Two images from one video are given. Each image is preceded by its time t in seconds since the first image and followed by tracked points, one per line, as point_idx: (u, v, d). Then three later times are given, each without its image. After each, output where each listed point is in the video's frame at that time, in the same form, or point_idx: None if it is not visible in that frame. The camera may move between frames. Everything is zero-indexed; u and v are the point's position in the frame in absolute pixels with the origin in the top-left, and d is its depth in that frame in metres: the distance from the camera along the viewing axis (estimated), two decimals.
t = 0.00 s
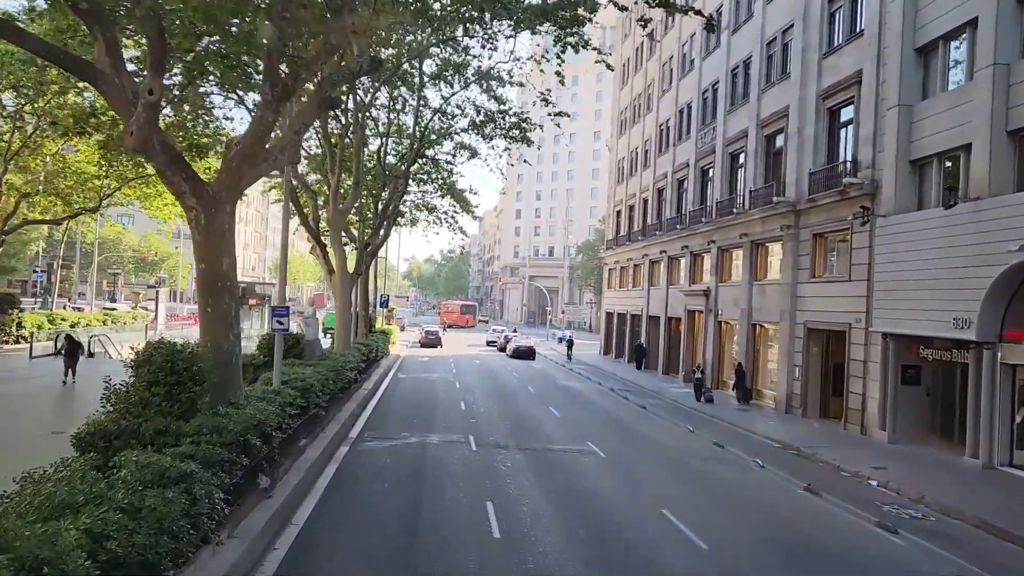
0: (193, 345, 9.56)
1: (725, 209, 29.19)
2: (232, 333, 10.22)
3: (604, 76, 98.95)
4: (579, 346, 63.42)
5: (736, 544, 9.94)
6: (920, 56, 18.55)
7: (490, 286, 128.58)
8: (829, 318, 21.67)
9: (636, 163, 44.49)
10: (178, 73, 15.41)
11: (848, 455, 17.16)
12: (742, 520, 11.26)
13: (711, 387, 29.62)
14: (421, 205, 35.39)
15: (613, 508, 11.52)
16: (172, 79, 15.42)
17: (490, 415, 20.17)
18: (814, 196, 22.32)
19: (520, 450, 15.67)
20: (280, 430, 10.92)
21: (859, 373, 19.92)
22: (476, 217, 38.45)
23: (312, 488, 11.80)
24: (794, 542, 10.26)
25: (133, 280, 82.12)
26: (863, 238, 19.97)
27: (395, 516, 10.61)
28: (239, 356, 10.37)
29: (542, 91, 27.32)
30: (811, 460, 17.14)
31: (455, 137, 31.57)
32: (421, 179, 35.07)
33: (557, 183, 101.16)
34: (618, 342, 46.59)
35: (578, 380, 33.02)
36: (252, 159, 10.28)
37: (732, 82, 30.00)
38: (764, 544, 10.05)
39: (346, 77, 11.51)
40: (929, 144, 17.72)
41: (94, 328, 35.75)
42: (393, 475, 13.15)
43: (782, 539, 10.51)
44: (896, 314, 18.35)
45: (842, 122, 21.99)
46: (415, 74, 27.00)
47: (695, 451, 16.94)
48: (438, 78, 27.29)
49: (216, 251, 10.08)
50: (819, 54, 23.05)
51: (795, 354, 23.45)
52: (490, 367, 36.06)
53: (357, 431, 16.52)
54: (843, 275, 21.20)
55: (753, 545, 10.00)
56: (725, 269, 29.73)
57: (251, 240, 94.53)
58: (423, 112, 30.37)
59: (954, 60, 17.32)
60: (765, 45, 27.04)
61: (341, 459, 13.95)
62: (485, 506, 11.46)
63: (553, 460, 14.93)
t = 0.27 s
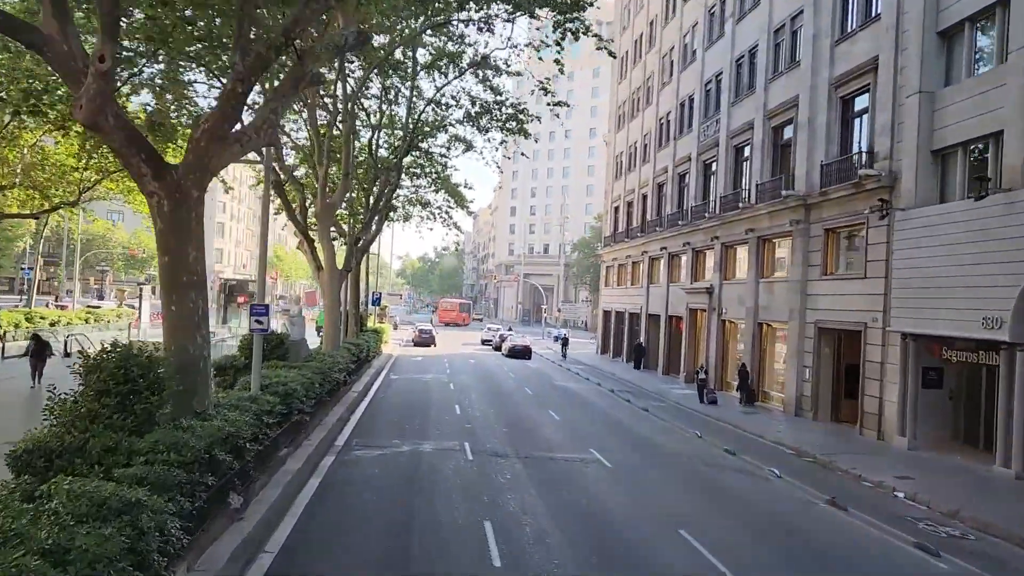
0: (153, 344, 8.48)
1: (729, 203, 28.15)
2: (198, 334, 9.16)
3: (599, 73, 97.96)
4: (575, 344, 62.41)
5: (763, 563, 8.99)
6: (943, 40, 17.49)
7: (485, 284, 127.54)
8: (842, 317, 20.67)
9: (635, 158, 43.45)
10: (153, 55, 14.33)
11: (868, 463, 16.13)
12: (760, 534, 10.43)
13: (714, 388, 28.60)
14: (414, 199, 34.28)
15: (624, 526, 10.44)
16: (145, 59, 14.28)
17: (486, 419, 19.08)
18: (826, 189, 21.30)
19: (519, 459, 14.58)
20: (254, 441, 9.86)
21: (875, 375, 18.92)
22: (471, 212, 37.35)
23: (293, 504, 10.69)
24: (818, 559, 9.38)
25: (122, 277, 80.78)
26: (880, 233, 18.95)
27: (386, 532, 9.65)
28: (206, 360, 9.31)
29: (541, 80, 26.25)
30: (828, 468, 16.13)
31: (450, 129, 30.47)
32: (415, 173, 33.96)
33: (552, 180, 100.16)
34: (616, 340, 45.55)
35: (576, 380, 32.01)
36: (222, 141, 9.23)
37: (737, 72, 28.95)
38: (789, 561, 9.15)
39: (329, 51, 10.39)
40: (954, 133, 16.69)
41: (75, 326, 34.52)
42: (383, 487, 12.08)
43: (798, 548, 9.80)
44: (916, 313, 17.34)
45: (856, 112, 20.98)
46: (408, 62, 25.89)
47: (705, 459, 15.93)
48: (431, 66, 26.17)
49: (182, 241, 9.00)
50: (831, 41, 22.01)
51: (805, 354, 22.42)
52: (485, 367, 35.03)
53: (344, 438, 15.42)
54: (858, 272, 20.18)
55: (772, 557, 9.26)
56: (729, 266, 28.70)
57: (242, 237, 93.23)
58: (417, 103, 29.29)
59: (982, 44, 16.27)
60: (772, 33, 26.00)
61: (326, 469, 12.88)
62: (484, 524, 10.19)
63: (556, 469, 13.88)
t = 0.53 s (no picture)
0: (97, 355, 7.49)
1: (734, 199, 27.05)
2: (153, 339, 8.08)
3: (594, 70, 97.09)
4: (570, 344, 61.32)
5: (763, 564, 8.77)
6: (969, 22, 16.41)
7: (478, 283, 126.42)
8: (858, 316, 19.59)
9: (633, 154, 42.34)
10: (120, 33, 13.21)
11: (894, 474, 15.01)
12: (759, 534, 10.17)
13: (718, 390, 27.51)
14: (406, 195, 33.10)
15: (641, 549, 9.26)
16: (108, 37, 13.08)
17: (482, 426, 17.90)
18: (840, 182, 20.21)
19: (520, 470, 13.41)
20: (221, 459, 8.74)
21: (895, 379, 17.85)
22: (465, 208, 36.18)
23: (270, 525, 9.50)
24: (815, 559, 9.12)
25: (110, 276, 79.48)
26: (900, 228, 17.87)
27: (369, 560, 8.44)
28: (163, 368, 8.23)
29: (538, 69, 25.12)
30: (851, 479, 14.99)
31: (442, 122, 29.31)
32: (407, 167, 32.79)
33: (546, 178, 99.17)
34: (614, 341, 44.46)
35: (575, 382, 30.90)
36: (180, 117, 8.16)
37: (741, 62, 27.87)
38: (789, 561, 8.92)
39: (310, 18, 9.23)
40: (984, 121, 15.61)
41: (54, 327, 33.18)
42: (370, 504, 10.91)
43: (800, 550, 9.48)
44: (943, 313, 16.26)
45: (872, 100, 19.91)
46: (399, 50, 24.74)
47: (718, 469, 14.81)
48: (423, 54, 25.01)
49: (135, 230, 7.95)
50: (844, 26, 20.91)
51: (817, 356, 21.32)
52: (480, 368, 33.84)
53: (330, 447, 14.24)
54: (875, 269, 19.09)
55: (776, 562, 8.88)
56: (734, 263, 27.60)
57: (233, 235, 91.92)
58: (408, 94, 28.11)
59: (1014, 25, 15.19)
60: (779, 20, 24.90)
61: (308, 484, 11.69)
62: (482, 551, 8.94)
63: (559, 482, 12.74)
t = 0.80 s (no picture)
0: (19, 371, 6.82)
1: (742, 193, 25.84)
2: (91, 348, 7.08)
3: (589, 66, 96.04)
4: (567, 343, 60.11)
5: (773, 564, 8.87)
6: None
7: (472, 282, 125.14)
8: (879, 316, 18.40)
9: (632, 149, 41.15)
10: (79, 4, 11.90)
11: (929, 488, 13.79)
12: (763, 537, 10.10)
13: (725, 393, 26.29)
14: (399, 190, 31.82)
15: None
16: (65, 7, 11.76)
17: (479, 435, 16.62)
18: (859, 173, 19.01)
19: (522, 488, 12.14)
20: (179, 482, 7.56)
21: (922, 383, 16.68)
22: (460, 204, 34.91)
23: (239, 557, 8.21)
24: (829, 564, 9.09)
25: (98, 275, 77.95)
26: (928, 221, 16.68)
27: None
28: (105, 382, 7.31)
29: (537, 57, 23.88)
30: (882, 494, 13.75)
31: (436, 113, 28.06)
32: (399, 161, 31.52)
33: (541, 175, 98.01)
34: (613, 341, 43.24)
35: (574, 385, 29.65)
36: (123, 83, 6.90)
37: (748, 51, 26.68)
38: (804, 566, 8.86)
39: None
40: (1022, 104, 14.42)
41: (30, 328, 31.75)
42: (354, 530, 9.63)
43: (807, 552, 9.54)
44: (976, 313, 15.09)
45: (893, 87, 18.72)
46: (390, 35, 23.47)
47: (737, 483, 13.57)
48: (415, 40, 23.75)
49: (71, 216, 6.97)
50: (863, 8, 19.71)
51: (834, 358, 20.12)
52: (475, 370, 32.55)
53: (312, 461, 12.95)
54: (898, 266, 17.89)
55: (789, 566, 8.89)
56: (742, 260, 26.39)
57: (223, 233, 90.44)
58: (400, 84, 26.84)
59: None
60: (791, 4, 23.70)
61: (285, 507, 10.39)
62: None
63: (566, 502, 11.48)
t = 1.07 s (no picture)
0: None
1: (752, 186, 24.61)
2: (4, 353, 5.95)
3: (586, 63, 94.94)
4: (565, 344, 58.85)
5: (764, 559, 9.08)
6: None
7: (467, 281, 123.79)
8: (907, 315, 17.14)
9: (634, 143, 39.93)
10: None
11: (974, 504, 12.49)
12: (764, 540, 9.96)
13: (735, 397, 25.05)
14: (392, 185, 30.52)
15: None
16: None
17: (478, 446, 15.28)
18: (883, 163, 17.80)
19: (527, 508, 10.79)
20: (125, 515, 6.29)
21: (958, 387, 15.41)
22: (456, 200, 33.61)
23: None
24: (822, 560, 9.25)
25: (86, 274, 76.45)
26: (963, 212, 15.43)
27: None
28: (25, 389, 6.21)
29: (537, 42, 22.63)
30: (923, 510, 12.44)
31: (431, 104, 26.79)
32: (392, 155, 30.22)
33: (537, 173, 96.80)
34: (613, 341, 41.96)
35: (576, 388, 28.38)
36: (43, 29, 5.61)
37: (759, 37, 25.45)
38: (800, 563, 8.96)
39: None
40: None
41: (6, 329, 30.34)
42: (334, 563, 8.27)
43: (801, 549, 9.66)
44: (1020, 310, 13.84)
45: (920, 70, 17.51)
46: (382, 19, 22.19)
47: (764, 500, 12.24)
48: (408, 24, 22.48)
49: None
50: None
51: (857, 360, 18.85)
52: (472, 372, 31.24)
53: (294, 479, 11.62)
54: (929, 261, 16.72)
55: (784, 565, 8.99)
56: (752, 257, 25.14)
57: (215, 232, 88.96)
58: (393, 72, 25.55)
59: None
60: None
61: (258, 535, 9.04)
62: None
63: (576, 523, 10.19)
